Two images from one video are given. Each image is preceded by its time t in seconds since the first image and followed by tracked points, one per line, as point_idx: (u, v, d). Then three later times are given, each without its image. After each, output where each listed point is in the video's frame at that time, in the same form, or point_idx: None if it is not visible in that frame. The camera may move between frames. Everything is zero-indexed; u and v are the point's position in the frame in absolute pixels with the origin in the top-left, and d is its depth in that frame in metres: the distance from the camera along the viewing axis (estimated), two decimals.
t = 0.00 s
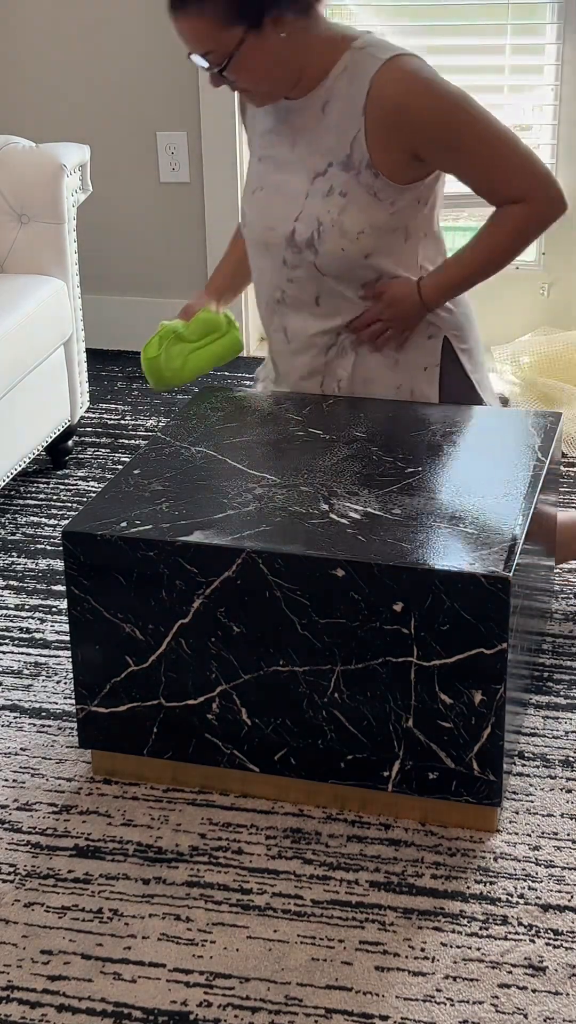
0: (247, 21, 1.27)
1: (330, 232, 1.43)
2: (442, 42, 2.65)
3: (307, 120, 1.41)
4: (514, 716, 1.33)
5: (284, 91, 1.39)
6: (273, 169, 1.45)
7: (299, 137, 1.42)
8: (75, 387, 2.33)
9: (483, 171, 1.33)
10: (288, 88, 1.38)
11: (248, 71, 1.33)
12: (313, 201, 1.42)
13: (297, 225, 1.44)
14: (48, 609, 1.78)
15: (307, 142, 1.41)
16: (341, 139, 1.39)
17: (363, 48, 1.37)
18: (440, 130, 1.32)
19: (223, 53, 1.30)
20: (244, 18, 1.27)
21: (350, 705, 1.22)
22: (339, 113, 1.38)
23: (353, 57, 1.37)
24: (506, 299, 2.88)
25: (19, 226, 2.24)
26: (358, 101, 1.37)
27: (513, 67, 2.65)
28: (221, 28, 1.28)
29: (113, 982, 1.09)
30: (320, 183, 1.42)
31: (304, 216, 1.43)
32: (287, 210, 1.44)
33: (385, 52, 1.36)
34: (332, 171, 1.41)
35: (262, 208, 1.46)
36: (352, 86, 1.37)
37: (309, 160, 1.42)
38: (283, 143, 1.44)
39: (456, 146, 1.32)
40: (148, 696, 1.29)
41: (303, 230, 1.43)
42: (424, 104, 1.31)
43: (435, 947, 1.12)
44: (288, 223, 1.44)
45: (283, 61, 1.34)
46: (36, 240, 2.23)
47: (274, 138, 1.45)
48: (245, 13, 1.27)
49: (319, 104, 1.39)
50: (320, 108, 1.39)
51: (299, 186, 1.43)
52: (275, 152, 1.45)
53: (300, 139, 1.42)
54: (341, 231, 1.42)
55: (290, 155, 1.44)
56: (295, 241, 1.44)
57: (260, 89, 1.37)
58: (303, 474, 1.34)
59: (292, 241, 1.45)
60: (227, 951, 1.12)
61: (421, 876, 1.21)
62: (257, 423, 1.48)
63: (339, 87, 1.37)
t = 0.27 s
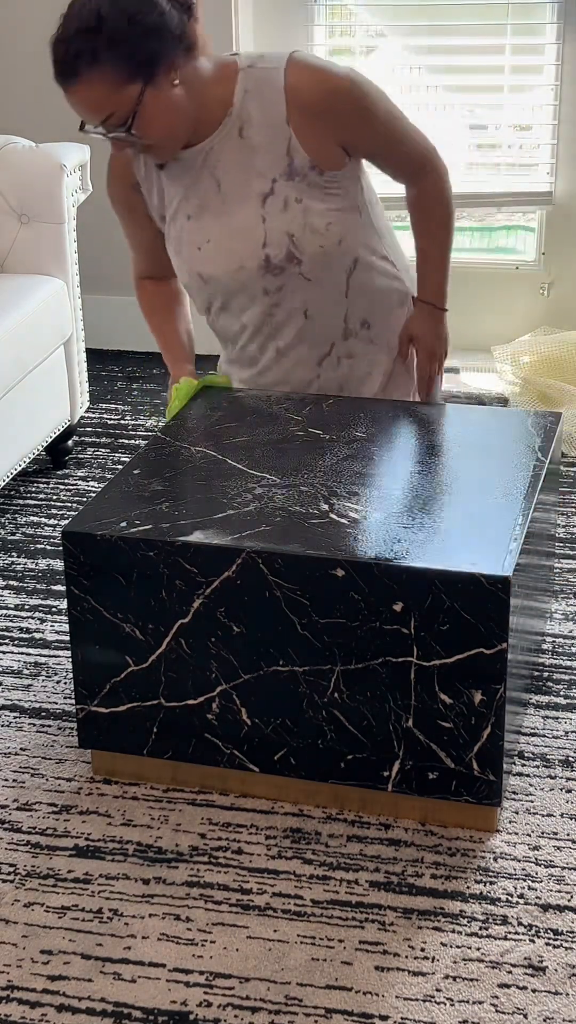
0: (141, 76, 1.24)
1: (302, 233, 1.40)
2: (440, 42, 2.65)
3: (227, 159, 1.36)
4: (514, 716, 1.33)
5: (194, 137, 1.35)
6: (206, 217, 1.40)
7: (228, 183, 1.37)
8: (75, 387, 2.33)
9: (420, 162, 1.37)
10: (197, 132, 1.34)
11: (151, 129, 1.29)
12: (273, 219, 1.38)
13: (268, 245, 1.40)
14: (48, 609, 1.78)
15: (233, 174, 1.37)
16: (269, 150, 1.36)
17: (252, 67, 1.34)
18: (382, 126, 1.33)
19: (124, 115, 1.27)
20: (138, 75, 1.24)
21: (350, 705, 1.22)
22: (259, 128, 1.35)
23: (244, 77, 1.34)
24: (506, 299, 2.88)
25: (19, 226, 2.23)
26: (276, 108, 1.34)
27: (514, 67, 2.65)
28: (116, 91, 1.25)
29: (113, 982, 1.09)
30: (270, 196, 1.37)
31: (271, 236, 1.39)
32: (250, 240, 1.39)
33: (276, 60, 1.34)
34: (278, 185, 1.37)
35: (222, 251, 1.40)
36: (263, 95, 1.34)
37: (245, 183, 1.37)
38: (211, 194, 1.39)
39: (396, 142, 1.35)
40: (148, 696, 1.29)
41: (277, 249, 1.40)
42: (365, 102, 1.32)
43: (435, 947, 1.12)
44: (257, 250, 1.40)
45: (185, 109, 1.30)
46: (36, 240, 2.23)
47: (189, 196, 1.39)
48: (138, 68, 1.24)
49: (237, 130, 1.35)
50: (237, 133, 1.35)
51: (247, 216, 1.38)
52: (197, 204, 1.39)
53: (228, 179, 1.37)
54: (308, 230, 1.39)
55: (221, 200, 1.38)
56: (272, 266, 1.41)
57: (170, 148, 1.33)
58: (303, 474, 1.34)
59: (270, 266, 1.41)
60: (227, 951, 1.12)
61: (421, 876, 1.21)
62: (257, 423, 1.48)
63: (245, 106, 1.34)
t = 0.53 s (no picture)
0: (128, 117, 1.30)
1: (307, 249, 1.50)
2: (439, 42, 2.65)
3: (218, 195, 1.44)
4: (514, 716, 1.33)
5: (179, 177, 1.42)
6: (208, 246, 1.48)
7: (225, 219, 1.46)
8: (75, 387, 2.33)
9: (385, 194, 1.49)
10: (181, 172, 1.41)
11: (138, 170, 1.35)
12: (280, 244, 1.49)
13: (280, 270, 1.50)
14: (48, 609, 1.78)
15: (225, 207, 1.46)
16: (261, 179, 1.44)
17: (229, 104, 1.41)
18: (355, 156, 1.44)
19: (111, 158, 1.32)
20: (125, 116, 1.30)
21: (350, 705, 1.22)
22: (245, 160, 1.43)
23: (223, 115, 1.41)
24: (507, 299, 2.87)
25: (19, 226, 2.23)
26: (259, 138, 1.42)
27: (514, 67, 2.65)
28: (103, 133, 1.30)
29: (113, 982, 1.09)
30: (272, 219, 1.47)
31: (282, 260, 1.49)
32: (262, 266, 1.49)
33: (250, 92, 1.42)
34: (277, 213, 1.47)
35: (235, 281, 1.49)
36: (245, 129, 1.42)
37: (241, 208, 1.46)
38: (208, 231, 1.47)
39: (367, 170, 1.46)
40: (148, 696, 1.29)
41: (289, 270, 1.50)
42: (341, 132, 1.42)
43: (435, 947, 1.12)
44: (269, 277, 1.50)
45: (169, 149, 1.37)
46: (36, 240, 2.23)
47: (187, 234, 1.47)
48: (125, 109, 1.29)
49: (225, 167, 1.43)
50: (226, 170, 1.43)
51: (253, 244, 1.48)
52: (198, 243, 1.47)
53: (224, 214, 1.46)
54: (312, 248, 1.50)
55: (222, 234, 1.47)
56: (285, 285, 1.52)
57: (156, 190, 1.39)
58: (304, 474, 1.34)
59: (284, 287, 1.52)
60: (227, 951, 1.12)
61: (421, 876, 1.21)
62: (257, 423, 1.48)
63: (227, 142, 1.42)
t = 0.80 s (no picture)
0: (126, 170, 1.32)
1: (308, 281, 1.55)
2: (439, 42, 2.64)
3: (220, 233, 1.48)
4: (514, 716, 1.33)
5: (179, 222, 1.45)
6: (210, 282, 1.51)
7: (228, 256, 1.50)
8: (75, 386, 2.33)
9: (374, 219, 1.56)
10: (181, 217, 1.44)
11: (137, 221, 1.37)
12: (284, 278, 1.54)
13: (284, 302, 1.55)
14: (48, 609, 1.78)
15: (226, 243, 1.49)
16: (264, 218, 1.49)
17: (227, 146, 1.45)
18: (351, 183, 1.51)
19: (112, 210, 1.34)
20: (124, 169, 1.31)
21: (350, 705, 1.22)
22: (245, 199, 1.47)
23: (220, 160, 1.45)
24: (506, 298, 2.87)
25: (19, 225, 2.24)
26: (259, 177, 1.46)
27: (514, 67, 2.65)
28: (102, 187, 1.31)
29: (113, 982, 1.09)
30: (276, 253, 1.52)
31: (287, 292, 1.54)
32: (267, 298, 1.54)
33: (245, 131, 1.46)
34: (280, 248, 1.52)
35: (240, 316, 1.54)
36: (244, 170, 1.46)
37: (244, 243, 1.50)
38: (213, 271, 1.50)
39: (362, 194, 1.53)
40: (148, 696, 1.29)
41: (293, 302, 1.56)
42: (337, 164, 1.48)
43: (435, 947, 1.12)
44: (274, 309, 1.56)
45: (168, 198, 1.39)
46: (36, 240, 2.23)
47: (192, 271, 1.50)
48: (124, 163, 1.31)
49: (227, 209, 1.47)
50: (228, 211, 1.47)
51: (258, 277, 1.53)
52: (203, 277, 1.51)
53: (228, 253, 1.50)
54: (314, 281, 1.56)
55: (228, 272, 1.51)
56: (288, 316, 1.57)
57: (156, 239, 1.42)
58: (304, 474, 1.34)
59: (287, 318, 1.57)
60: (227, 951, 1.12)
61: (421, 876, 1.21)
62: (257, 423, 1.48)
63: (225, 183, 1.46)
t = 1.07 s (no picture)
0: (140, 200, 1.30)
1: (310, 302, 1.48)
2: (439, 42, 2.64)
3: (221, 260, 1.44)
4: (514, 716, 1.33)
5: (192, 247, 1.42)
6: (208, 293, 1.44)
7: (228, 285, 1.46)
8: (75, 387, 2.33)
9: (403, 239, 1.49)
10: (195, 242, 1.41)
11: (148, 249, 1.35)
12: (277, 316, 1.49)
13: (273, 339, 1.53)
14: (48, 609, 1.78)
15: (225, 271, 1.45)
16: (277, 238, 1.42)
17: (248, 183, 1.40)
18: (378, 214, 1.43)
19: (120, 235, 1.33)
20: (136, 198, 1.30)
21: (350, 705, 1.22)
22: (250, 233, 1.42)
23: (241, 194, 1.40)
24: (506, 298, 2.87)
25: (19, 226, 2.24)
26: (270, 205, 1.40)
27: (514, 67, 2.65)
28: (114, 213, 1.30)
29: (113, 982, 1.09)
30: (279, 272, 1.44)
31: (276, 331, 1.51)
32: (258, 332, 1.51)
33: (269, 173, 1.39)
34: (280, 289, 1.47)
35: (230, 342, 1.53)
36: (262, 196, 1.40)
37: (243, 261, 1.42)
38: (211, 295, 1.48)
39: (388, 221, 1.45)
40: (148, 696, 1.29)
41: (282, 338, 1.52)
42: (364, 196, 1.40)
43: (435, 947, 1.12)
44: (262, 342, 1.53)
45: (182, 227, 1.37)
46: (35, 239, 2.23)
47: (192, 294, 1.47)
48: (137, 193, 1.29)
49: (234, 242, 1.42)
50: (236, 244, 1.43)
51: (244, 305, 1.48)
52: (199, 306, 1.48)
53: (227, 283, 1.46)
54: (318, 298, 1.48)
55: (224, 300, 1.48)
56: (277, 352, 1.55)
57: (164, 266, 1.40)
58: (304, 474, 1.34)
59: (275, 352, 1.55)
60: (227, 951, 1.12)
61: (421, 876, 1.21)
62: (258, 423, 1.48)
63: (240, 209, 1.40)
